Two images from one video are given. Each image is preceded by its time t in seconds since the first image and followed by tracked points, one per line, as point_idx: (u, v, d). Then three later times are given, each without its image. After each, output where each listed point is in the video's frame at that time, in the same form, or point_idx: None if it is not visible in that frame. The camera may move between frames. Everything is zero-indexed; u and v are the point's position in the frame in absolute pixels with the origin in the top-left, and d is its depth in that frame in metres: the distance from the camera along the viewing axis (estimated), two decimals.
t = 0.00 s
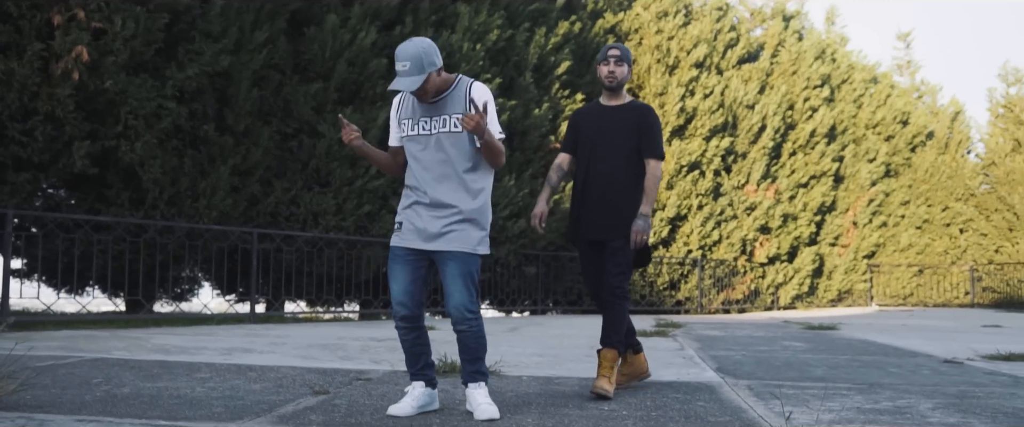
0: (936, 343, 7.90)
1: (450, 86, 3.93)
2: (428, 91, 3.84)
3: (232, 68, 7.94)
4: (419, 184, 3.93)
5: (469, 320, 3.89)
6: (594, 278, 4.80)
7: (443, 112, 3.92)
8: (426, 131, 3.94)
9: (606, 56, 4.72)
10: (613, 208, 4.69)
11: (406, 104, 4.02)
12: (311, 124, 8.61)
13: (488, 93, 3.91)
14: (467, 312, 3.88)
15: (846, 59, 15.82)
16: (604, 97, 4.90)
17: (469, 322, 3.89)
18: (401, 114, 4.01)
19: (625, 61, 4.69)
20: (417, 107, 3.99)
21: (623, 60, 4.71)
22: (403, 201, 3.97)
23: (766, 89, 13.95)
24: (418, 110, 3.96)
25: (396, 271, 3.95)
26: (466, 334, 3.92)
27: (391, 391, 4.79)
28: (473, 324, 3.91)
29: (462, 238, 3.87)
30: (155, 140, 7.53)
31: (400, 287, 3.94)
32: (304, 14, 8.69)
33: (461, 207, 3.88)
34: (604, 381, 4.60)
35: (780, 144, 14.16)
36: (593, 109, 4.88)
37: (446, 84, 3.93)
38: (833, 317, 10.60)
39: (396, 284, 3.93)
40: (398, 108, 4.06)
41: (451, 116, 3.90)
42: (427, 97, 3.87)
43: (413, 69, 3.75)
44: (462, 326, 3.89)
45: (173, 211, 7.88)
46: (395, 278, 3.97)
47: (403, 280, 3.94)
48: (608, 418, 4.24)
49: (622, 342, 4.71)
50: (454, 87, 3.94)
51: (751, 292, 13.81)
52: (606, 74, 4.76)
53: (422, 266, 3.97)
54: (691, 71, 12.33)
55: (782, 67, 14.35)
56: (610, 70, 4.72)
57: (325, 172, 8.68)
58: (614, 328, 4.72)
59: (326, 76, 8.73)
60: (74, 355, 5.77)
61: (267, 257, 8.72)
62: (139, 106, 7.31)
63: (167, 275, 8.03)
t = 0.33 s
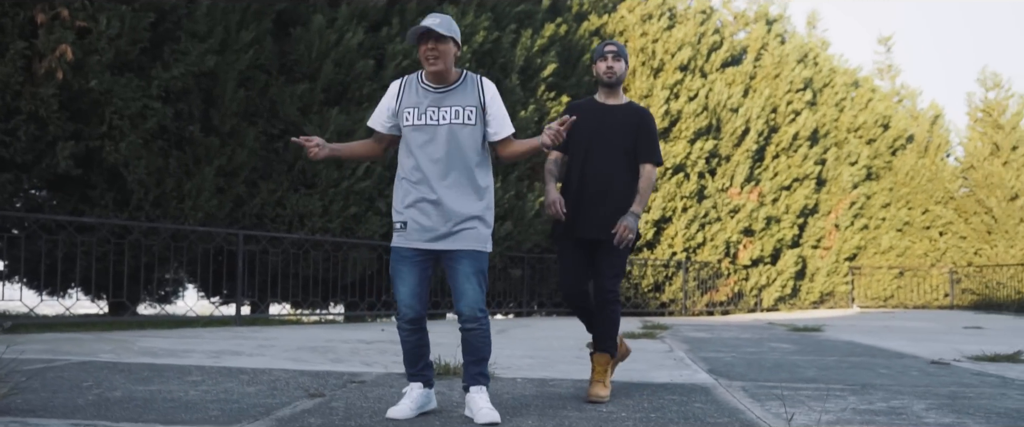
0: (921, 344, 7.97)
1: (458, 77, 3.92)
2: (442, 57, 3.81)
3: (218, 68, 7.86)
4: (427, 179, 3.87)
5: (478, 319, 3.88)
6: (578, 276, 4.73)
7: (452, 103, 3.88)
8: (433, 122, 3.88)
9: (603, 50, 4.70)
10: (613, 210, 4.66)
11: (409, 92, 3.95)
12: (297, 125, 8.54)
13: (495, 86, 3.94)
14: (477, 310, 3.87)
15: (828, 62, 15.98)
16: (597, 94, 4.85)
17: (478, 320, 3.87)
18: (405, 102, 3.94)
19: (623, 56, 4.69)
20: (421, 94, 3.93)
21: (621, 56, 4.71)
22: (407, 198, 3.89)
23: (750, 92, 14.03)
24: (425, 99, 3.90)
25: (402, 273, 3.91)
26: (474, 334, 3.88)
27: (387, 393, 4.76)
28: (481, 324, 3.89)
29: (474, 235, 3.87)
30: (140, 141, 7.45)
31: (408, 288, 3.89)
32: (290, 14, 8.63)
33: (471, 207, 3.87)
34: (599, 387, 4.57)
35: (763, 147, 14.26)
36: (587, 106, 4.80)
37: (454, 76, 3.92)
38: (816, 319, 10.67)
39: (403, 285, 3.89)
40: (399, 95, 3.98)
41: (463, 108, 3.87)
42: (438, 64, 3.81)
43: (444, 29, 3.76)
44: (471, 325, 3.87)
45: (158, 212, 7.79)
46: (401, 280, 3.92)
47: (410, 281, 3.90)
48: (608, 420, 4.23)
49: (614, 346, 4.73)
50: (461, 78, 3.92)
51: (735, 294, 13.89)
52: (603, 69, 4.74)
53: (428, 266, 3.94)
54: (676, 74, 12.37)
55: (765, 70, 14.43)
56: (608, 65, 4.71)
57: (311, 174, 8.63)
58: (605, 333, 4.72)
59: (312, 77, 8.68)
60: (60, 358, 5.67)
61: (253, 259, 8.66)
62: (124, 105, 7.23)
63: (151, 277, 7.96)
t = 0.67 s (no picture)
0: (910, 345, 8.01)
1: (471, 69, 3.81)
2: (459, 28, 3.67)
3: (206, 68, 7.77)
4: (444, 175, 3.71)
5: (488, 325, 3.75)
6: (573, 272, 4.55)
7: (469, 96, 3.74)
8: (450, 116, 3.73)
9: (596, 41, 4.44)
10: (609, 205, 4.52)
11: (424, 89, 3.80)
12: (285, 126, 8.48)
13: (511, 77, 3.83)
14: (489, 315, 3.75)
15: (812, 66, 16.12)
16: (588, 90, 4.58)
17: (488, 326, 3.74)
18: (420, 98, 3.78)
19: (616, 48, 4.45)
20: (436, 89, 3.78)
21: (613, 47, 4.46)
22: (424, 196, 3.73)
23: (736, 95, 14.09)
24: (441, 94, 3.75)
25: (412, 271, 3.75)
26: (482, 339, 3.75)
27: (385, 395, 4.71)
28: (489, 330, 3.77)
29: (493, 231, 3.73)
30: (127, 141, 7.36)
31: (417, 287, 3.73)
32: (278, 14, 8.57)
33: (492, 201, 3.74)
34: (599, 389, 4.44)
35: (749, 149, 14.33)
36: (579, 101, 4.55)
37: (469, 69, 3.81)
38: (803, 321, 10.73)
39: (413, 283, 3.73)
40: (414, 92, 3.82)
41: (480, 100, 3.74)
42: (452, 41, 3.67)
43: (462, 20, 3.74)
44: (480, 330, 3.74)
45: (145, 213, 7.71)
46: (410, 278, 3.76)
47: (420, 280, 3.74)
48: (610, 421, 4.20)
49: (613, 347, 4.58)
50: (475, 72, 3.80)
51: (721, 296, 13.91)
52: (593, 61, 4.46)
53: (440, 266, 3.80)
54: (663, 76, 12.43)
55: (751, 73, 14.53)
56: (601, 56, 4.43)
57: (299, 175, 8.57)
58: (603, 335, 4.56)
59: (300, 78, 8.62)
60: (49, 361, 5.58)
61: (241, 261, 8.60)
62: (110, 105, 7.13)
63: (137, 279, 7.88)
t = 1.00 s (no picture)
0: (895, 347, 8.06)
1: (449, 66, 3.62)
2: (432, 22, 3.57)
3: (190, 67, 7.67)
4: (412, 173, 3.52)
5: (470, 329, 3.51)
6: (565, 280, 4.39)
7: (440, 90, 3.53)
8: (421, 113, 3.53)
9: (579, 39, 4.23)
10: (599, 208, 4.36)
11: (401, 90, 3.67)
12: (270, 127, 8.39)
13: (488, 69, 3.56)
14: (469, 320, 3.50)
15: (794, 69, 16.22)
16: (568, 91, 4.34)
17: (470, 331, 3.51)
18: (397, 99, 3.64)
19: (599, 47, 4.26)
20: (410, 89, 3.61)
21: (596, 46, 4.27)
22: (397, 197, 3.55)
23: (719, 98, 14.16)
24: (414, 92, 3.58)
25: (388, 277, 3.56)
26: (468, 345, 3.53)
27: (378, 398, 4.66)
28: (474, 332, 3.53)
29: (460, 228, 3.45)
30: (110, 141, 7.26)
31: (394, 293, 3.54)
32: (263, 13, 8.50)
33: (465, 198, 3.48)
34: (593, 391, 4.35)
35: (732, 153, 14.40)
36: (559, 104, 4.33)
37: (444, 66, 3.61)
38: (788, 323, 10.78)
39: (390, 290, 3.54)
40: (394, 95, 3.69)
41: (450, 93, 3.51)
42: (427, 36, 3.56)
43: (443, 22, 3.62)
44: (462, 335, 3.51)
45: (127, 214, 7.63)
46: (388, 284, 3.57)
47: (396, 287, 3.55)
48: (608, 424, 4.16)
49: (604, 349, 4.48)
50: (452, 67, 3.60)
51: (704, 298, 13.98)
52: (576, 60, 4.22)
53: (417, 269, 3.57)
54: (647, 78, 12.45)
55: (734, 76, 14.62)
56: (587, 56, 4.22)
57: (284, 176, 8.49)
58: (594, 338, 4.47)
59: (285, 78, 8.55)
60: (32, 364, 5.48)
61: (225, 263, 8.53)
62: (94, 104, 7.03)
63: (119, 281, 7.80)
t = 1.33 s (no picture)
0: (880, 350, 8.10)
1: (444, 63, 3.52)
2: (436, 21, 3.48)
3: (173, 69, 7.58)
4: (405, 166, 3.40)
5: (467, 330, 3.41)
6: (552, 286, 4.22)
7: (436, 85, 3.43)
8: (416, 105, 3.41)
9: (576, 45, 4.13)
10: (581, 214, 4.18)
11: (391, 80, 3.52)
12: (254, 129, 8.31)
13: (483, 67, 3.50)
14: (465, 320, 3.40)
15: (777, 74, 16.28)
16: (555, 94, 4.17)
17: (467, 332, 3.41)
18: (386, 89, 3.50)
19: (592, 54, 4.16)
20: (403, 80, 3.49)
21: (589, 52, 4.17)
22: (389, 192, 3.42)
23: (702, 102, 14.21)
24: (408, 82, 3.46)
25: (382, 278, 3.44)
26: (464, 347, 3.42)
27: (370, 404, 4.60)
28: (471, 334, 3.43)
29: (460, 225, 3.37)
30: (92, 143, 7.15)
31: (388, 295, 3.43)
32: (247, 15, 8.42)
33: (461, 194, 3.40)
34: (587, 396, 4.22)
35: (714, 157, 14.45)
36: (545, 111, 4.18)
37: (440, 61, 3.51)
38: (772, 326, 10.82)
39: (384, 293, 3.42)
40: (383, 85, 3.54)
41: (447, 87, 3.42)
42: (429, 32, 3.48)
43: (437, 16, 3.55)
44: (459, 336, 3.40)
45: (109, 217, 7.55)
46: (381, 286, 3.45)
47: (391, 289, 3.43)
48: None
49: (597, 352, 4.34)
50: (447, 64, 3.50)
51: (688, 302, 14.03)
52: (570, 65, 4.09)
53: (412, 271, 3.47)
54: (631, 82, 12.47)
55: (717, 80, 14.64)
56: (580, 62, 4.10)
57: (268, 178, 8.41)
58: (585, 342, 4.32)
59: (269, 80, 8.47)
60: (15, 370, 5.39)
61: (208, 266, 8.44)
62: (75, 106, 6.93)
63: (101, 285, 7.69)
